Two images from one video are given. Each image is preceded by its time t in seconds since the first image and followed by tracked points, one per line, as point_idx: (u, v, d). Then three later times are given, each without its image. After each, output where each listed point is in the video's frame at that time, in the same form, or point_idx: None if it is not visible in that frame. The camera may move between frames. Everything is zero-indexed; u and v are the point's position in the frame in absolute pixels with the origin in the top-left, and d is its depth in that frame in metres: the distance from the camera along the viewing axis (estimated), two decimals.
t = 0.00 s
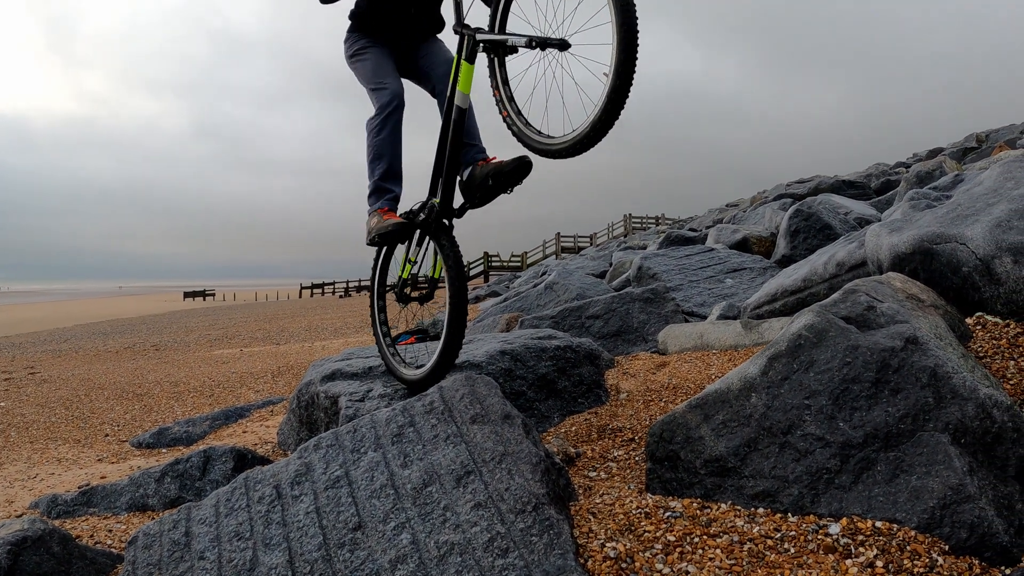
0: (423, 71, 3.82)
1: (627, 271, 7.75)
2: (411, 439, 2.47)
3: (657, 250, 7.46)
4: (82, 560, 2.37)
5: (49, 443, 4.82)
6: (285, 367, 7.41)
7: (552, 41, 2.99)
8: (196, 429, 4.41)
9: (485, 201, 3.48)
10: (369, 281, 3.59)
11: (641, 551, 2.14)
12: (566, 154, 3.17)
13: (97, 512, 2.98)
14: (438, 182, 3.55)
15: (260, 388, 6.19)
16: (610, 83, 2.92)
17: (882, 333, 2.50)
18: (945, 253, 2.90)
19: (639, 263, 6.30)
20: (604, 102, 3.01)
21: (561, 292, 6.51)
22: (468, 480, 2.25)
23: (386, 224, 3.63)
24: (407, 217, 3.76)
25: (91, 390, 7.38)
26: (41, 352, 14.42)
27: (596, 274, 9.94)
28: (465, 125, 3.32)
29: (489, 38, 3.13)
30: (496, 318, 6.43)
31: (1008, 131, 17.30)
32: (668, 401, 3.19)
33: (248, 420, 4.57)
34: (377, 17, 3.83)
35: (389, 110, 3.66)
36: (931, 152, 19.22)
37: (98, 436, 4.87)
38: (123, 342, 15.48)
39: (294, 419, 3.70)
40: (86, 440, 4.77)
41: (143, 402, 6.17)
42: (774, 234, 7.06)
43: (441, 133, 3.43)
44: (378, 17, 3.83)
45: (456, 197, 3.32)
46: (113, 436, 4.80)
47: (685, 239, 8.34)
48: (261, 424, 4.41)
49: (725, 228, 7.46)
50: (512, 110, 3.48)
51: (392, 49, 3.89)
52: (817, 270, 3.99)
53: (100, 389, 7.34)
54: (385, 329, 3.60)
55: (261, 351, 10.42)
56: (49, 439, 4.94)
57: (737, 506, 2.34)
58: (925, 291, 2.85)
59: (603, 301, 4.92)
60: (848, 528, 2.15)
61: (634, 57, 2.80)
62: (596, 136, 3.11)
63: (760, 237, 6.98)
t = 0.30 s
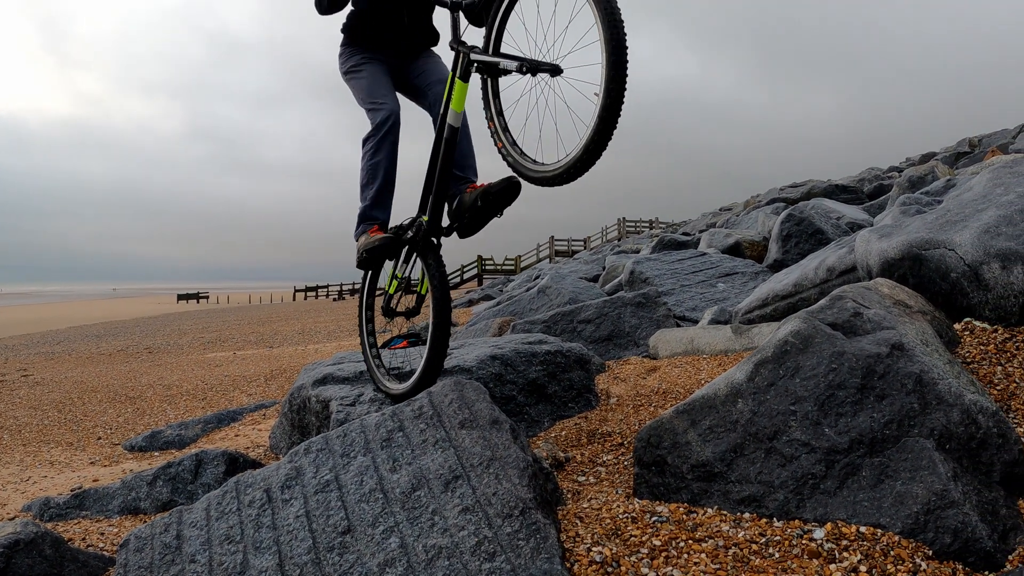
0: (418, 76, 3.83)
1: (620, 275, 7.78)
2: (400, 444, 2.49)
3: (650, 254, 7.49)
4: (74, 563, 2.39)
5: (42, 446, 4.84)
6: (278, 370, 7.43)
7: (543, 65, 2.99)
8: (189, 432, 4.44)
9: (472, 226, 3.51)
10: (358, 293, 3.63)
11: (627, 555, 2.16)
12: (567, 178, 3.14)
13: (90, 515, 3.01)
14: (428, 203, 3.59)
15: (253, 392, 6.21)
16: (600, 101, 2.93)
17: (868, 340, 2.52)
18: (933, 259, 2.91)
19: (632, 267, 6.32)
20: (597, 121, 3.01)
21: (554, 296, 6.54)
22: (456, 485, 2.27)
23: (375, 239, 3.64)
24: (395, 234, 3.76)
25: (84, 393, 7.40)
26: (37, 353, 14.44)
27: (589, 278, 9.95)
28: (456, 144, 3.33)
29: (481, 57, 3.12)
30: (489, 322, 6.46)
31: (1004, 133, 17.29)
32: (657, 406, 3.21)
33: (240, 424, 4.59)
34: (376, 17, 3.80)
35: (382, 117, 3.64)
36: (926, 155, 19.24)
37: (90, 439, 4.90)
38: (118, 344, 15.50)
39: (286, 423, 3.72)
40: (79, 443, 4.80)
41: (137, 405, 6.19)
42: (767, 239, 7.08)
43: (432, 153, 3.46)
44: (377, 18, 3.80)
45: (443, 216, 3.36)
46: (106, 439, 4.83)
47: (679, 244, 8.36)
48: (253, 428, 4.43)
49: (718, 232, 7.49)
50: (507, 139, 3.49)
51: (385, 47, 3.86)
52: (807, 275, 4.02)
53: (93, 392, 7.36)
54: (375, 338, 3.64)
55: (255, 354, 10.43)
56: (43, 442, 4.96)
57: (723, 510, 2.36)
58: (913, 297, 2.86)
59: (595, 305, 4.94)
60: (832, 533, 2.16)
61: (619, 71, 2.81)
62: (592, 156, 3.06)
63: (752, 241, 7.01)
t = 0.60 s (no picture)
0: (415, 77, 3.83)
1: (614, 278, 7.80)
2: (394, 448, 2.50)
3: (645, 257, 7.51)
4: (69, 565, 2.39)
5: (36, 448, 4.84)
6: (272, 372, 7.44)
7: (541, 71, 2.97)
8: (183, 435, 4.44)
9: (468, 229, 3.49)
10: (354, 295, 3.64)
11: (620, 559, 2.17)
12: (564, 184, 3.08)
13: (84, 517, 3.01)
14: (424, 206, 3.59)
15: (247, 394, 6.22)
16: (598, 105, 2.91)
17: (860, 345, 2.54)
18: (926, 264, 2.94)
19: (626, 271, 6.33)
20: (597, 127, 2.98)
21: (548, 299, 6.55)
22: (451, 489, 2.28)
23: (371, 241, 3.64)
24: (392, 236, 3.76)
25: (78, 394, 7.40)
26: (30, 354, 14.41)
27: (584, 281, 9.96)
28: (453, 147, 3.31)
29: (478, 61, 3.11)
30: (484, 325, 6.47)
31: (999, 136, 17.34)
32: (651, 410, 3.23)
33: (235, 426, 4.60)
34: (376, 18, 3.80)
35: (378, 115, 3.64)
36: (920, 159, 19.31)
37: (85, 441, 4.90)
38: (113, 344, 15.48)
39: (280, 426, 3.73)
40: (73, 445, 4.80)
41: (131, 407, 6.19)
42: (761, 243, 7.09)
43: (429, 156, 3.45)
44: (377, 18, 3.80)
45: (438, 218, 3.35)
46: (100, 442, 4.83)
47: (673, 247, 8.38)
48: (247, 430, 4.44)
49: (712, 236, 7.51)
50: (505, 146, 3.46)
51: (383, 46, 3.84)
52: (801, 279, 4.03)
53: (87, 394, 7.36)
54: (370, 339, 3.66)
55: (249, 356, 10.43)
56: (37, 444, 4.96)
57: (716, 515, 2.37)
58: (906, 302, 2.89)
59: (589, 309, 4.95)
60: (824, 537, 2.18)
61: (618, 73, 2.79)
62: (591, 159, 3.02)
63: (746, 245, 7.03)
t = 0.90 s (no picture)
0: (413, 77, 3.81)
1: (608, 281, 7.81)
2: (387, 450, 2.50)
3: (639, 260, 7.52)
4: (61, 568, 2.38)
5: (28, 449, 4.83)
6: (265, 374, 7.43)
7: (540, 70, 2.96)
8: (176, 437, 4.43)
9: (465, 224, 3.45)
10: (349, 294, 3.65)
11: (613, 562, 2.16)
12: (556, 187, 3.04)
13: (77, 519, 3.00)
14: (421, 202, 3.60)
15: (240, 396, 6.21)
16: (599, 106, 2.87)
17: (854, 348, 2.55)
18: (920, 267, 2.95)
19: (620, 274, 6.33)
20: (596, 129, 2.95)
21: (542, 302, 6.56)
22: (444, 491, 2.28)
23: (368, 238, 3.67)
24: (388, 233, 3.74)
25: (71, 396, 7.37)
26: (24, 355, 14.37)
27: (578, 284, 9.97)
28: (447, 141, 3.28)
29: (476, 57, 3.11)
30: (478, 327, 6.46)
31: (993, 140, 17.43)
32: (645, 413, 3.23)
33: (228, 428, 4.58)
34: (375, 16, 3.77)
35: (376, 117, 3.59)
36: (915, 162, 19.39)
37: (78, 443, 4.89)
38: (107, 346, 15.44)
39: (274, 428, 3.72)
40: (65, 447, 4.79)
41: (124, 409, 6.18)
42: (755, 246, 7.11)
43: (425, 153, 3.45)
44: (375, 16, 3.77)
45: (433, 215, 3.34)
46: (93, 443, 4.82)
47: (667, 250, 8.40)
48: (240, 432, 4.43)
49: (706, 239, 7.52)
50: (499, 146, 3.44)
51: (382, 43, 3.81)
52: (795, 282, 4.04)
53: (80, 396, 7.34)
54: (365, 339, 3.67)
55: (243, 358, 10.41)
56: (29, 446, 4.95)
57: (709, 517, 2.37)
58: (899, 305, 2.89)
59: (583, 311, 4.95)
60: (818, 540, 2.18)
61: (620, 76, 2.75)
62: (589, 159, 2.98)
63: (740, 249, 7.04)
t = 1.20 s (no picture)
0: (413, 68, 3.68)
1: (600, 284, 7.82)
2: (379, 451, 2.49)
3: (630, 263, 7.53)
4: (50, 569, 2.36)
5: (16, 450, 4.81)
6: (256, 375, 7.40)
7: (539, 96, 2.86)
8: (166, 437, 4.42)
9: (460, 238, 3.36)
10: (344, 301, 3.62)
11: (606, 564, 2.16)
12: (547, 218, 2.93)
13: (66, 520, 2.99)
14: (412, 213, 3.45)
15: (230, 397, 6.19)
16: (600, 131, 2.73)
17: (845, 350, 2.55)
18: (911, 270, 2.96)
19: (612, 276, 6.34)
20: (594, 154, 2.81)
21: (533, 304, 6.56)
22: (435, 492, 2.28)
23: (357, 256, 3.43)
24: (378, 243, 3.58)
25: (60, 397, 7.33)
26: (15, 356, 14.29)
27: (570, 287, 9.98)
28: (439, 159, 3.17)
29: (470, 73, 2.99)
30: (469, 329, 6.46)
31: (983, 145, 17.55)
32: (636, 415, 3.23)
33: (218, 429, 4.56)
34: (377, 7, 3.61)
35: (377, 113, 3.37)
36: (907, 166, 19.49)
37: (67, 443, 4.86)
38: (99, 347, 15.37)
39: (264, 429, 3.70)
40: (54, 447, 4.76)
41: (113, 410, 6.15)
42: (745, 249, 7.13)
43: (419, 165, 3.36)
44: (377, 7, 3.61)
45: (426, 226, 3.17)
46: (82, 444, 4.79)
47: (658, 253, 8.41)
48: (231, 433, 4.41)
49: (697, 242, 7.54)
50: (486, 166, 3.30)
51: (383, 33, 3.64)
52: (786, 285, 4.04)
53: (69, 396, 7.29)
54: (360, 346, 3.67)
55: (234, 359, 10.38)
56: (17, 447, 4.91)
57: (701, 519, 2.36)
58: (891, 308, 2.90)
59: (574, 314, 4.94)
60: (810, 542, 2.18)
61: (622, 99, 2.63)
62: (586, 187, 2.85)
63: (731, 252, 7.07)
